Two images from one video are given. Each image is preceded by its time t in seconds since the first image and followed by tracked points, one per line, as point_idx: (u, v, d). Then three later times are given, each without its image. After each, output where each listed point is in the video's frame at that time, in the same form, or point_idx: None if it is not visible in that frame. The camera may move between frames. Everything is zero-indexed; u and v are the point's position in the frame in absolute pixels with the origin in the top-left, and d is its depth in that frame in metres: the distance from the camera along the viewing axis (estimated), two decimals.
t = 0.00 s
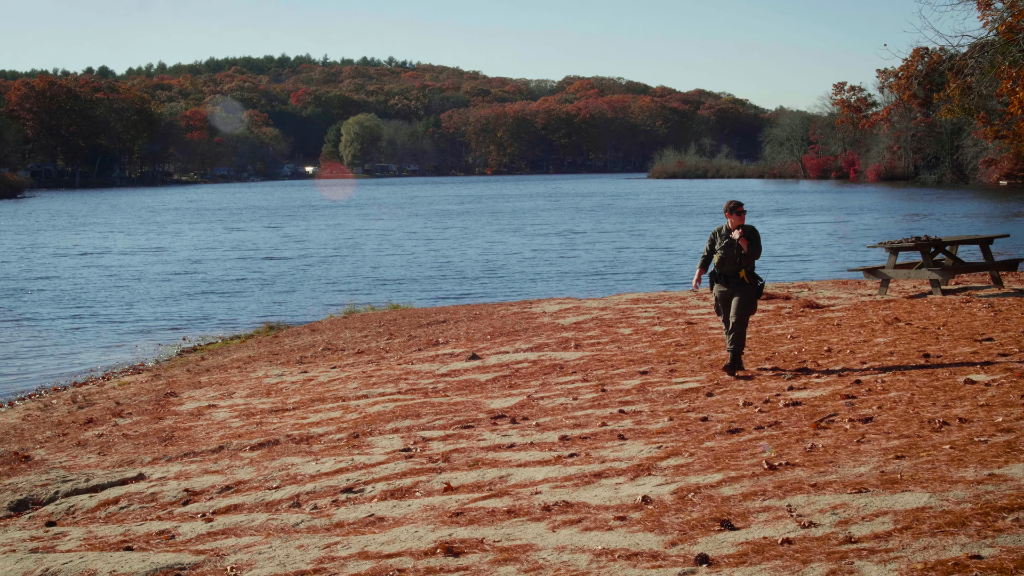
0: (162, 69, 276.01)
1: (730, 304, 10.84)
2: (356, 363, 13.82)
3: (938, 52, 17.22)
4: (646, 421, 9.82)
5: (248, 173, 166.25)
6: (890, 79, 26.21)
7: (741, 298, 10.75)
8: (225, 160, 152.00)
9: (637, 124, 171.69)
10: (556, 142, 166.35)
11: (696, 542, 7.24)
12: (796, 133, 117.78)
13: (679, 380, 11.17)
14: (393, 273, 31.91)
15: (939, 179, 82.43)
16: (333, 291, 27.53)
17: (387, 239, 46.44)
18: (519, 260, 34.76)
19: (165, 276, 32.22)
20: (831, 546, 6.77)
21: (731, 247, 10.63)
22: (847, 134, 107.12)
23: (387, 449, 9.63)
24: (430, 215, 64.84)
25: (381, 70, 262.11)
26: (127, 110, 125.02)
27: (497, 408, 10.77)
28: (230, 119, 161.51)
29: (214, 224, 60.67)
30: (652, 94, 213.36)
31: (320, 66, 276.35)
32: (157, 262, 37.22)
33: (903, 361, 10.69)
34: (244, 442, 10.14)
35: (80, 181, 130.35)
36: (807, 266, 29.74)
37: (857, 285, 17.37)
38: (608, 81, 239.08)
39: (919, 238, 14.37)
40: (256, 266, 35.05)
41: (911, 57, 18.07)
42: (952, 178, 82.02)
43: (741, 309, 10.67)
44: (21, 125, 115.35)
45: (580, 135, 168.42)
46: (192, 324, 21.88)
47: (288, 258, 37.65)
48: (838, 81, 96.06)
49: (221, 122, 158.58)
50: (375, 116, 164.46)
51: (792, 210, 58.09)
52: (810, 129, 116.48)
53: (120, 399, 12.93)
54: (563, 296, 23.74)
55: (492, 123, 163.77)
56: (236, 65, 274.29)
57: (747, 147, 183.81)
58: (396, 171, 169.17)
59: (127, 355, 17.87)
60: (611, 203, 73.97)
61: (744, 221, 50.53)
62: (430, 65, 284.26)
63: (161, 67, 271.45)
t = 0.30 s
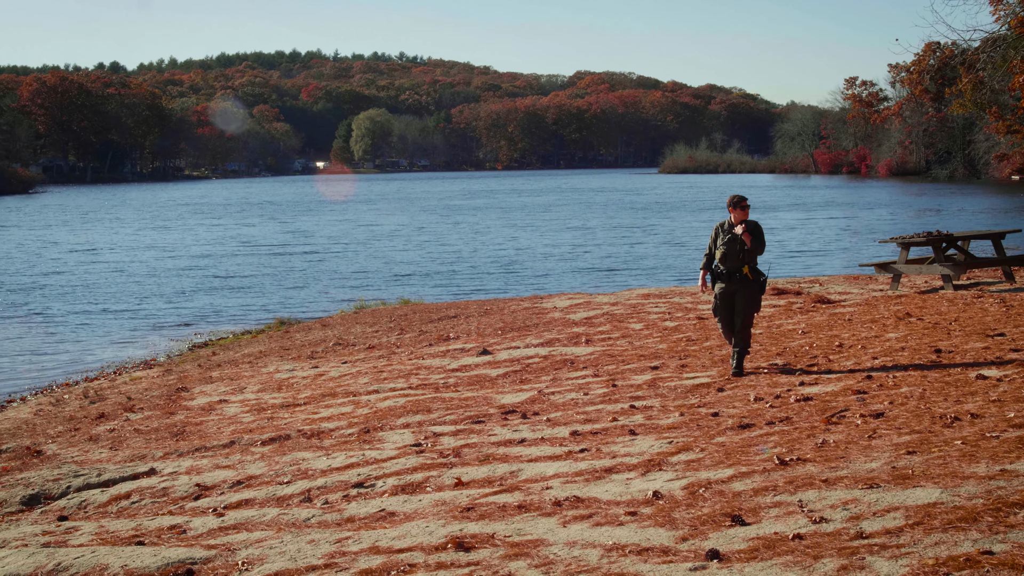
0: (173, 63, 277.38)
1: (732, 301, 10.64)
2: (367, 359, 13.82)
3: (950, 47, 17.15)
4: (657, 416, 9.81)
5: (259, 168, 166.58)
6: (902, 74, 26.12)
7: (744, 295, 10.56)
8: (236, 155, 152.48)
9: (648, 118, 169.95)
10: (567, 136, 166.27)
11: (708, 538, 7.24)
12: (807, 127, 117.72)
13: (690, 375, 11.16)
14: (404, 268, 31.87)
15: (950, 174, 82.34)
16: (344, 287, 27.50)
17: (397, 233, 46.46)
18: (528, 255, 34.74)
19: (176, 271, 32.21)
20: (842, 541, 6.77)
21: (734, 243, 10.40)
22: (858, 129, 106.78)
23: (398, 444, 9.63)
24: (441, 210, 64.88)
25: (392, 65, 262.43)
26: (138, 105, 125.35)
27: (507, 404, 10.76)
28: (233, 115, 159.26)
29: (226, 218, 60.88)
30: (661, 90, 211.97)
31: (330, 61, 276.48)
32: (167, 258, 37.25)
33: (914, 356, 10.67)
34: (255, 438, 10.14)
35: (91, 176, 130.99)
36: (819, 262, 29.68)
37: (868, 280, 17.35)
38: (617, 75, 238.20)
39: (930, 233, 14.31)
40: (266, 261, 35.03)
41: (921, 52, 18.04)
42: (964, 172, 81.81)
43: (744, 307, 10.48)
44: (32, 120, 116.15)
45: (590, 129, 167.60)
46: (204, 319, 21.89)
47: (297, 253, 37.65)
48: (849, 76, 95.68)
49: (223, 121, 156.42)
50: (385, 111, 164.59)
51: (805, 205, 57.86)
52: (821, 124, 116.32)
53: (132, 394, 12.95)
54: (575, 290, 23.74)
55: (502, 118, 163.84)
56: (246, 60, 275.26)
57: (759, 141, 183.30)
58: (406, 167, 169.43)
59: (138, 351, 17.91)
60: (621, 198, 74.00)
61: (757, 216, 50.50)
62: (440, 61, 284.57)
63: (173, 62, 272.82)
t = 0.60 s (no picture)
0: (182, 61, 278.84)
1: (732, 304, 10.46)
2: (374, 355, 13.83)
3: (958, 42, 17.01)
4: (665, 413, 9.81)
5: (267, 165, 166.95)
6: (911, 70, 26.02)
7: (743, 298, 10.40)
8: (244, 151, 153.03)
9: (656, 115, 170.52)
10: (575, 133, 166.19)
11: (715, 534, 7.24)
12: (815, 124, 117.54)
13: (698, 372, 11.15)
14: (413, 265, 31.85)
15: (959, 170, 82.20)
16: (353, 284, 27.45)
17: (406, 230, 46.43)
18: (536, 252, 34.69)
19: (183, 268, 32.18)
20: (849, 538, 6.76)
21: (730, 244, 10.29)
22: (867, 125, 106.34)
23: (406, 440, 9.64)
24: (451, 207, 64.86)
25: (400, 62, 262.88)
26: (146, 102, 125.92)
27: (515, 400, 10.75)
28: (233, 112, 157.33)
29: (235, 215, 61.17)
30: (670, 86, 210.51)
31: (338, 58, 276.51)
32: (174, 254, 37.22)
33: (921, 353, 10.66)
34: (263, 434, 10.17)
35: (99, 172, 131.66)
36: (827, 258, 29.61)
37: (876, 276, 17.35)
38: (626, 72, 237.07)
39: (938, 230, 14.31)
40: (273, 258, 34.98)
41: (931, 47, 17.99)
42: (972, 169, 81.63)
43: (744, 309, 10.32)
44: (40, 117, 116.63)
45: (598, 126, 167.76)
46: (212, 315, 21.88)
47: (305, 250, 37.66)
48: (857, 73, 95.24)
49: (223, 117, 154.99)
50: (393, 107, 164.72)
51: (816, 201, 57.56)
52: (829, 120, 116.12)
53: (140, 390, 12.97)
54: (583, 287, 23.78)
55: (510, 115, 163.82)
56: (254, 56, 276.16)
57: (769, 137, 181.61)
58: (414, 163, 169.85)
59: (147, 347, 17.89)
60: (630, 195, 73.85)
61: (767, 213, 50.47)
62: (448, 58, 284.86)
63: (181, 59, 274.21)
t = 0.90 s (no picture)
0: (191, 59, 280.07)
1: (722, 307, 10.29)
2: (383, 354, 13.83)
3: (968, 41, 17.06)
4: (674, 412, 9.80)
5: (276, 164, 167.04)
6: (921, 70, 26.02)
7: (731, 303, 10.22)
8: (253, 151, 152.97)
9: (664, 114, 170.29)
10: (584, 133, 165.73)
11: (724, 533, 7.24)
12: (824, 123, 117.00)
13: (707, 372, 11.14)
14: (422, 265, 31.83)
15: (968, 169, 81.99)
16: (361, 284, 27.39)
17: (415, 229, 46.43)
18: (544, 251, 34.64)
19: (192, 267, 32.13)
20: (859, 538, 6.76)
21: (721, 246, 10.06)
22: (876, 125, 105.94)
23: (415, 440, 9.65)
24: (461, 206, 64.86)
25: (409, 61, 263.16)
26: (155, 102, 126.06)
27: (523, 399, 10.76)
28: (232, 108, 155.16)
29: (244, 214, 61.32)
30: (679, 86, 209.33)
31: (348, 57, 276.93)
32: (182, 254, 37.23)
33: (931, 352, 10.63)
34: (272, 433, 10.16)
35: (109, 172, 132.24)
36: (837, 258, 29.57)
37: (884, 276, 17.34)
38: (634, 71, 236.19)
39: (948, 230, 14.28)
40: (283, 257, 34.89)
41: (940, 46, 17.99)
42: (981, 168, 81.40)
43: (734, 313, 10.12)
44: (49, 116, 116.77)
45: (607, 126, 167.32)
46: (221, 315, 21.91)
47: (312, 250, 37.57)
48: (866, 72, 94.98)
49: (225, 115, 153.01)
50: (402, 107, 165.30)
51: (828, 200, 57.33)
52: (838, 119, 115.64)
53: (149, 389, 12.98)
54: (593, 286, 23.82)
55: (519, 114, 163.35)
56: (263, 56, 276.98)
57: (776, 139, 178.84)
58: (423, 162, 170.02)
59: (157, 347, 17.86)
60: (639, 194, 73.80)
61: (777, 212, 50.45)
62: (458, 57, 285.23)
63: (190, 57, 275.47)
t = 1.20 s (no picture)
0: (206, 59, 281.64)
1: (720, 311, 10.20)
2: (397, 353, 13.85)
3: (982, 39, 17.04)
4: (687, 412, 9.79)
5: (289, 163, 167.27)
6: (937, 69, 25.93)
7: (731, 306, 10.10)
8: (267, 150, 153.35)
9: (678, 113, 169.83)
10: (597, 132, 165.46)
11: (739, 533, 7.22)
12: (837, 122, 116.29)
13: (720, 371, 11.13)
14: (435, 264, 31.77)
15: (983, 168, 81.63)
16: (374, 284, 27.35)
17: (429, 229, 46.39)
18: (557, 251, 34.60)
19: (206, 267, 32.06)
20: (874, 537, 6.74)
21: (718, 251, 9.98)
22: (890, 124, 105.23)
23: (428, 439, 9.65)
24: (475, 205, 64.84)
25: (423, 60, 263.40)
26: (169, 101, 127.41)
27: (537, 398, 10.77)
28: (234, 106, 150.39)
29: (259, 213, 61.59)
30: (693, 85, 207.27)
31: (362, 57, 276.99)
32: (194, 253, 37.33)
33: (946, 352, 10.59)
34: (285, 432, 10.17)
35: (123, 172, 133.23)
36: (853, 257, 29.48)
37: (899, 275, 17.29)
38: (648, 70, 234.91)
39: (963, 229, 14.24)
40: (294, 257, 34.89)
41: (955, 44, 17.96)
42: (996, 167, 81.02)
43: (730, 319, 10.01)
44: (64, 117, 118.58)
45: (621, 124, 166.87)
46: (234, 315, 21.91)
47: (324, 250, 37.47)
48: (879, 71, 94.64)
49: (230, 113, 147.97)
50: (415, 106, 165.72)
51: (845, 200, 57.04)
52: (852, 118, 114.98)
53: (163, 388, 13.01)
54: (608, 286, 23.78)
55: (532, 113, 163.27)
56: (277, 56, 277.99)
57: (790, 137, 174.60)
58: (436, 161, 170.32)
59: (172, 347, 17.87)
60: (654, 193, 73.62)
61: (794, 211, 50.31)
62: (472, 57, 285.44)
63: (205, 57, 277.24)
